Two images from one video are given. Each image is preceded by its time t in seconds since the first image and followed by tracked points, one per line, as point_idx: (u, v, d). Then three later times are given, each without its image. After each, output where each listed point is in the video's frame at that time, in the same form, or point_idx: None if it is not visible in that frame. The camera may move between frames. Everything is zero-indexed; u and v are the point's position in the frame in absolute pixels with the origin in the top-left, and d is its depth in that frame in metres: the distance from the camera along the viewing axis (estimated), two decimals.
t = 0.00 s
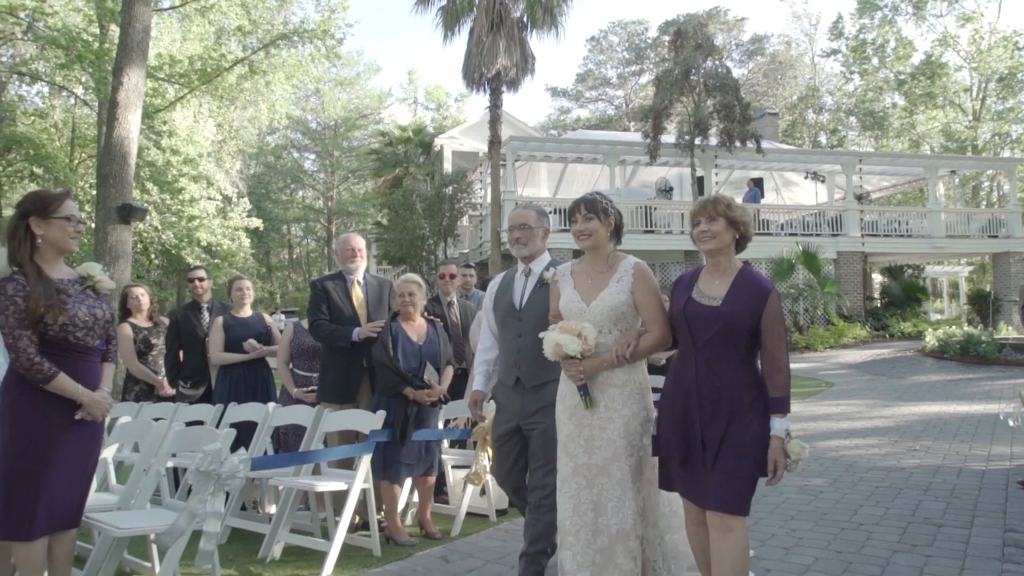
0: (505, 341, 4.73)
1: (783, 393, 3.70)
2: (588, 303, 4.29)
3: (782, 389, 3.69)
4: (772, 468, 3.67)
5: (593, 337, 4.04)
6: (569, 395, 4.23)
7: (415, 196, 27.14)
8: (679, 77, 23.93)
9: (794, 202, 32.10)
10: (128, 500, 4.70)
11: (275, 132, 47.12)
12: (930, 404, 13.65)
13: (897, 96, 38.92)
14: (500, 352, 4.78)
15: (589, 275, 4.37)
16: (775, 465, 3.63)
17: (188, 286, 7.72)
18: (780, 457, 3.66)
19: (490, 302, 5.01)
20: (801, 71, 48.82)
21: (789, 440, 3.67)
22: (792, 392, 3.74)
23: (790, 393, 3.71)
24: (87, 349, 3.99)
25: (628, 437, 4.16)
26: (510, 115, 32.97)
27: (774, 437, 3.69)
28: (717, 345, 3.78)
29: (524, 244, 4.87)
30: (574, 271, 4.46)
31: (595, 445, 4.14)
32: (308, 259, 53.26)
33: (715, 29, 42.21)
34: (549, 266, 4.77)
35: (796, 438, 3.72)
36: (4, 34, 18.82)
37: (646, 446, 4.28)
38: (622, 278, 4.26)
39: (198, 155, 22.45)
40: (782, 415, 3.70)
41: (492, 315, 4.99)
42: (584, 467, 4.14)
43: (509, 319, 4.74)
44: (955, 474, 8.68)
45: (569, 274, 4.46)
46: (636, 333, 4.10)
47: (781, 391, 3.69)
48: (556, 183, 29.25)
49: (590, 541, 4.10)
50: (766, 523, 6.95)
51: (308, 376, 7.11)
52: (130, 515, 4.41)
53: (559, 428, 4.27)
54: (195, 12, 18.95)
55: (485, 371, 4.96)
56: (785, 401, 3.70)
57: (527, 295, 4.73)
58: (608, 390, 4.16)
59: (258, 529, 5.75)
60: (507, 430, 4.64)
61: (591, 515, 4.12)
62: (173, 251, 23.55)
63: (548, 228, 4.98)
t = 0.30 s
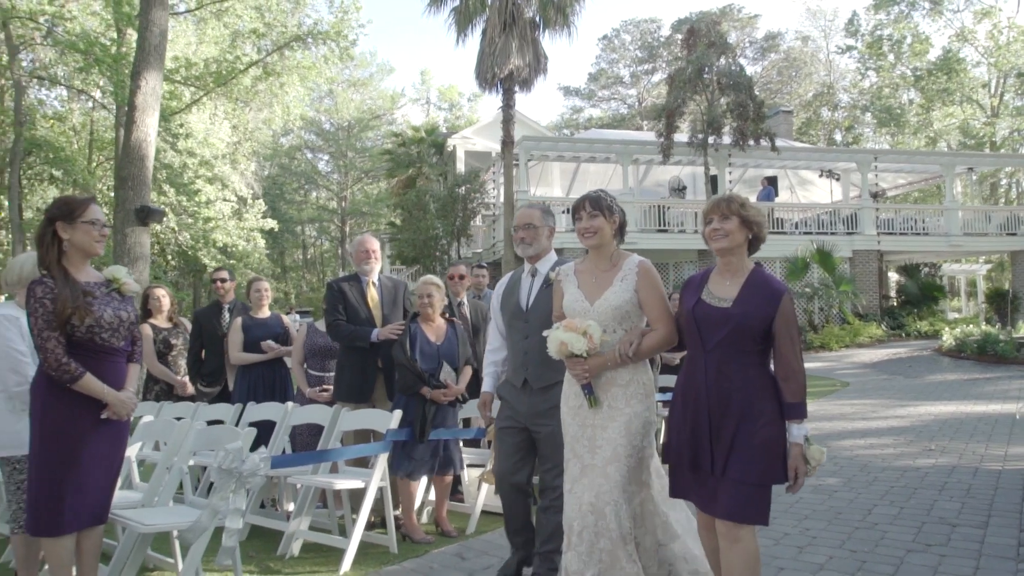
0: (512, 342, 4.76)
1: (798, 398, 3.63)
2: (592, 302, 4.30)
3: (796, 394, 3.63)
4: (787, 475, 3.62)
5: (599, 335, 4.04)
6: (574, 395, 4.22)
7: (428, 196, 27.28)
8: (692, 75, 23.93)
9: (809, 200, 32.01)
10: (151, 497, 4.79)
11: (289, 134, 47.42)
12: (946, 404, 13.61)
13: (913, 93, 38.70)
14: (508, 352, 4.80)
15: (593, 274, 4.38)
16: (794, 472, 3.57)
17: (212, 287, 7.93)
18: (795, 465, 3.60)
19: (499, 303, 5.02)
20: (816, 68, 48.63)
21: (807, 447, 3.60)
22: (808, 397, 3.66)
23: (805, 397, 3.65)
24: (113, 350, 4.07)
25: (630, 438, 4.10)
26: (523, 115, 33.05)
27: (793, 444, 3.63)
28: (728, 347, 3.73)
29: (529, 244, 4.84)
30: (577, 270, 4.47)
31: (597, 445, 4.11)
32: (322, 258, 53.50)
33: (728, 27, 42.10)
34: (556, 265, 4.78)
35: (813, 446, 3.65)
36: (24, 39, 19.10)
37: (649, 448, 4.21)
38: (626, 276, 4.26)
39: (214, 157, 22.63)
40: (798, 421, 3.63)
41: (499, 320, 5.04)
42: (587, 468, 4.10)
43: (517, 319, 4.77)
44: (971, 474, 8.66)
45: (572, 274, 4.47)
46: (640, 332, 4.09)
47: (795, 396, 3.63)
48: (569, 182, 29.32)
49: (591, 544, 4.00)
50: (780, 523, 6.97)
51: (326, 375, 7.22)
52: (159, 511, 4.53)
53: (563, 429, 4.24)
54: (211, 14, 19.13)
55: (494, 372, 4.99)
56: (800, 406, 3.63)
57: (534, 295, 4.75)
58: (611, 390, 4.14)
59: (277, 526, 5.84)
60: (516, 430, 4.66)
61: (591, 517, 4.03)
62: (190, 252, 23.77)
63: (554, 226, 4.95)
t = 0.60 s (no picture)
0: (515, 344, 4.76)
1: (811, 397, 3.61)
2: (595, 303, 4.29)
3: (808, 393, 3.61)
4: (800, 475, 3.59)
5: (601, 331, 4.01)
6: (577, 394, 4.24)
7: (441, 197, 27.42)
8: (705, 75, 23.91)
9: (824, 200, 31.90)
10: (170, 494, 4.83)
11: (303, 134, 47.64)
12: (960, 406, 13.57)
13: (930, 92, 38.47)
14: (512, 355, 4.80)
15: (596, 274, 4.38)
16: (806, 472, 3.55)
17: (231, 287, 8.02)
18: (809, 465, 3.57)
19: (502, 304, 4.98)
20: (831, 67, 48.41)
21: (819, 447, 3.56)
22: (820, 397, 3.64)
23: (817, 396, 3.62)
24: (134, 350, 4.15)
25: (631, 434, 4.09)
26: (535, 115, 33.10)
27: (805, 444, 3.60)
28: (740, 343, 3.70)
29: (531, 246, 4.86)
30: (581, 270, 4.45)
31: (599, 441, 4.11)
32: (335, 259, 53.67)
33: (742, 26, 41.95)
34: (558, 267, 4.78)
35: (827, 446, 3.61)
36: (42, 42, 19.27)
37: (650, 446, 4.19)
38: (630, 277, 4.24)
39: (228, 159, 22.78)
40: (811, 421, 3.60)
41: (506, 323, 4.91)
42: (587, 466, 4.12)
43: (519, 321, 4.76)
44: (984, 476, 8.66)
45: (576, 273, 4.46)
46: (643, 333, 4.07)
47: (807, 396, 3.60)
48: (581, 183, 29.34)
49: (588, 540, 4.03)
50: (791, 524, 7.00)
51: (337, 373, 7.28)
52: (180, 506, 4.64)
53: (568, 426, 4.27)
54: (225, 17, 19.26)
55: (500, 376, 4.89)
56: (813, 405, 3.60)
57: (537, 296, 4.74)
58: (614, 389, 4.14)
59: (292, 522, 5.93)
60: (519, 431, 4.67)
61: (586, 515, 4.05)
62: (205, 253, 23.96)
63: (556, 227, 4.95)
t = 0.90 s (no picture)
0: (514, 347, 4.78)
1: (817, 399, 3.50)
2: (594, 304, 4.20)
3: (816, 395, 3.49)
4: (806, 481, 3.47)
5: (599, 332, 3.96)
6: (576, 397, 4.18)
7: (453, 196, 27.51)
8: (718, 74, 23.87)
9: (838, 200, 31.78)
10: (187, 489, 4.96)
11: (316, 133, 47.84)
12: (974, 408, 13.53)
13: (946, 90, 38.20)
14: (513, 358, 4.81)
15: (597, 275, 4.30)
16: (809, 477, 3.42)
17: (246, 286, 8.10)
18: (814, 470, 3.44)
19: (501, 306, 5.00)
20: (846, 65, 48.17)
21: (825, 452, 3.45)
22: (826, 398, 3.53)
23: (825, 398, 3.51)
24: (154, 348, 4.24)
25: (631, 439, 4.02)
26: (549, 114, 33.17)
27: (808, 447, 3.47)
28: (747, 343, 3.58)
29: (530, 247, 4.90)
30: (582, 271, 4.38)
31: (599, 446, 4.04)
32: (348, 257, 53.87)
33: (755, 24, 41.82)
34: (557, 270, 4.80)
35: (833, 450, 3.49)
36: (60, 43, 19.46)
37: (652, 451, 4.11)
38: (630, 278, 4.15)
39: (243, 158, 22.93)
40: (817, 423, 3.48)
41: (505, 324, 4.94)
42: (588, 470, 4.06)
43: (519, 323, 4.78)
44: (996, 478, 8.65)
45: (577, 274, 4.40)
46: (642, 336, 3.99)
47: (814, 397, 3.49)
48: (594, 182, 29.37)
49: (591, 549, 3.96)
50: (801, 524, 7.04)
51: (348, 373, 7.36)
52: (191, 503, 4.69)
53: (571, 430, 4.20)
54: (240, 17, 19.42)
55: (501, 378, 4.91)
56: (820, 407, 3.49)
57: (536, 299, 4.76)
58: (613, 392, 4.07)
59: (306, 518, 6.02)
60: (521, 434, 4.65)
61: (589, 522, 3.99)
62: (220, 251, 24.11)
63: (554, 229, 4.99)
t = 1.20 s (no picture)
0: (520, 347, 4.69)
1: (827, 395, 3.32)
2: (603, 303, 4.15)
3: (824, 390, 3.33)
4: (805, 477, 3.30)
5: (605, 331, 3.90)
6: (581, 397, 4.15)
7: (474, 195, 27.63)
8: (740, 70, 23.70)
9: (864, 196, 31.52)
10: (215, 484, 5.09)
11: (338, 133, 48.14)
12: (1001, 408, 13.40)
13: (975, 85, 37.68)
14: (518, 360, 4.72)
15: (608, 272, 4.23)
16: (809, 470, 3.26)
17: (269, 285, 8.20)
18: (818, 468, 3.27)
19: (506, 308, 4.95)
20: (873, 59, 47.65)
21: (830, 448, 3.27)
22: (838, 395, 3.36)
23: (835, 394, 3.34)
24: (181, 346, 4.34)
25: (639, 442, 3.96)
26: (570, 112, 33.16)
27: (812, 442, 3.30)
28: (761, 343, 3.44)
29: (533, 247, 4.85)
30: (594, 268, 4.32)
31: (608, 449, 4.01)
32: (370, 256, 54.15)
33: (778, 20, 41.52)
34: (562, 270, 4.74)
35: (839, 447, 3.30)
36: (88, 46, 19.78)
37: (662, 452, 4.03)
38: (640, 277, 4.07)
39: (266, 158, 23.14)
40: (824, 418, 3.31)
41: (509, 324, 4.93)
42: (597, 474, 4.05)
43: (524, 324, 4.70)
44: (1022, 479, 8.59)
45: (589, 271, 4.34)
46: (648, 337, 3.91)
47: (823, 393, 3.32)
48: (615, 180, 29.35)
49: (600, 551, 3.96)
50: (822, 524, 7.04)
51: (370, 372, 7.41)
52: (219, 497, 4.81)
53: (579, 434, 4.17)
54: (263, 19, 19.64)
55: (506, 382, 4.80)
56: (828, 402, 3.32)
57: (541, 299, 4.69)
58: (620, 392, 4.01)
59: (330, 513, 6.13)
60: (529, 439, 4.56)
61: (599, 525, 3.98)
62: (244, 250, 24.34)
63: (559, 229, 4.94)
